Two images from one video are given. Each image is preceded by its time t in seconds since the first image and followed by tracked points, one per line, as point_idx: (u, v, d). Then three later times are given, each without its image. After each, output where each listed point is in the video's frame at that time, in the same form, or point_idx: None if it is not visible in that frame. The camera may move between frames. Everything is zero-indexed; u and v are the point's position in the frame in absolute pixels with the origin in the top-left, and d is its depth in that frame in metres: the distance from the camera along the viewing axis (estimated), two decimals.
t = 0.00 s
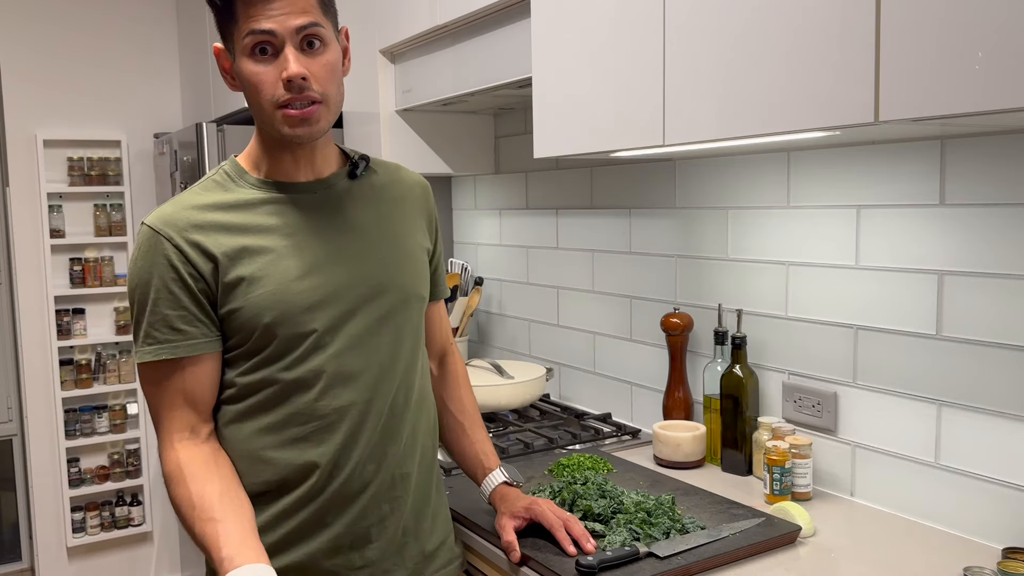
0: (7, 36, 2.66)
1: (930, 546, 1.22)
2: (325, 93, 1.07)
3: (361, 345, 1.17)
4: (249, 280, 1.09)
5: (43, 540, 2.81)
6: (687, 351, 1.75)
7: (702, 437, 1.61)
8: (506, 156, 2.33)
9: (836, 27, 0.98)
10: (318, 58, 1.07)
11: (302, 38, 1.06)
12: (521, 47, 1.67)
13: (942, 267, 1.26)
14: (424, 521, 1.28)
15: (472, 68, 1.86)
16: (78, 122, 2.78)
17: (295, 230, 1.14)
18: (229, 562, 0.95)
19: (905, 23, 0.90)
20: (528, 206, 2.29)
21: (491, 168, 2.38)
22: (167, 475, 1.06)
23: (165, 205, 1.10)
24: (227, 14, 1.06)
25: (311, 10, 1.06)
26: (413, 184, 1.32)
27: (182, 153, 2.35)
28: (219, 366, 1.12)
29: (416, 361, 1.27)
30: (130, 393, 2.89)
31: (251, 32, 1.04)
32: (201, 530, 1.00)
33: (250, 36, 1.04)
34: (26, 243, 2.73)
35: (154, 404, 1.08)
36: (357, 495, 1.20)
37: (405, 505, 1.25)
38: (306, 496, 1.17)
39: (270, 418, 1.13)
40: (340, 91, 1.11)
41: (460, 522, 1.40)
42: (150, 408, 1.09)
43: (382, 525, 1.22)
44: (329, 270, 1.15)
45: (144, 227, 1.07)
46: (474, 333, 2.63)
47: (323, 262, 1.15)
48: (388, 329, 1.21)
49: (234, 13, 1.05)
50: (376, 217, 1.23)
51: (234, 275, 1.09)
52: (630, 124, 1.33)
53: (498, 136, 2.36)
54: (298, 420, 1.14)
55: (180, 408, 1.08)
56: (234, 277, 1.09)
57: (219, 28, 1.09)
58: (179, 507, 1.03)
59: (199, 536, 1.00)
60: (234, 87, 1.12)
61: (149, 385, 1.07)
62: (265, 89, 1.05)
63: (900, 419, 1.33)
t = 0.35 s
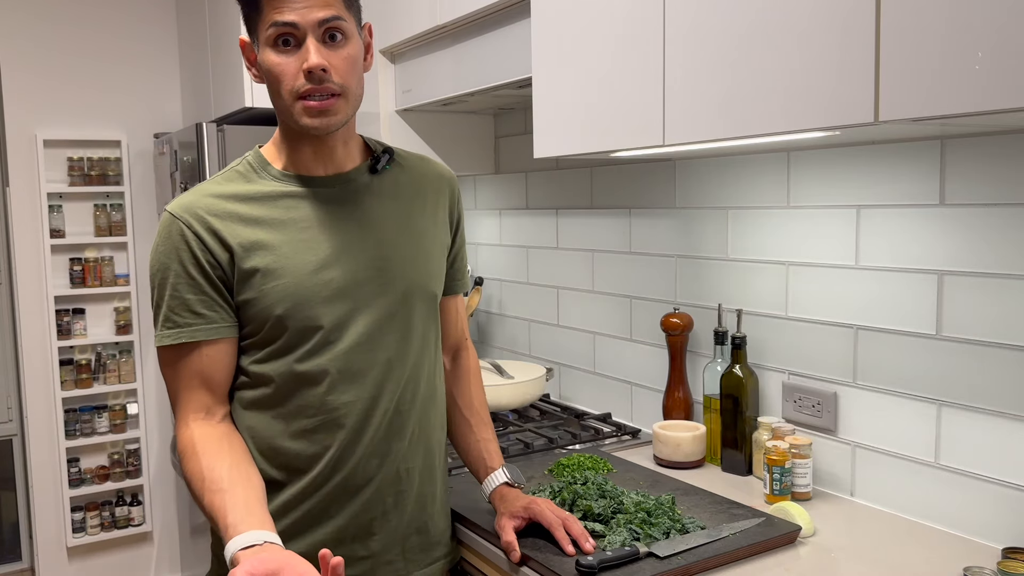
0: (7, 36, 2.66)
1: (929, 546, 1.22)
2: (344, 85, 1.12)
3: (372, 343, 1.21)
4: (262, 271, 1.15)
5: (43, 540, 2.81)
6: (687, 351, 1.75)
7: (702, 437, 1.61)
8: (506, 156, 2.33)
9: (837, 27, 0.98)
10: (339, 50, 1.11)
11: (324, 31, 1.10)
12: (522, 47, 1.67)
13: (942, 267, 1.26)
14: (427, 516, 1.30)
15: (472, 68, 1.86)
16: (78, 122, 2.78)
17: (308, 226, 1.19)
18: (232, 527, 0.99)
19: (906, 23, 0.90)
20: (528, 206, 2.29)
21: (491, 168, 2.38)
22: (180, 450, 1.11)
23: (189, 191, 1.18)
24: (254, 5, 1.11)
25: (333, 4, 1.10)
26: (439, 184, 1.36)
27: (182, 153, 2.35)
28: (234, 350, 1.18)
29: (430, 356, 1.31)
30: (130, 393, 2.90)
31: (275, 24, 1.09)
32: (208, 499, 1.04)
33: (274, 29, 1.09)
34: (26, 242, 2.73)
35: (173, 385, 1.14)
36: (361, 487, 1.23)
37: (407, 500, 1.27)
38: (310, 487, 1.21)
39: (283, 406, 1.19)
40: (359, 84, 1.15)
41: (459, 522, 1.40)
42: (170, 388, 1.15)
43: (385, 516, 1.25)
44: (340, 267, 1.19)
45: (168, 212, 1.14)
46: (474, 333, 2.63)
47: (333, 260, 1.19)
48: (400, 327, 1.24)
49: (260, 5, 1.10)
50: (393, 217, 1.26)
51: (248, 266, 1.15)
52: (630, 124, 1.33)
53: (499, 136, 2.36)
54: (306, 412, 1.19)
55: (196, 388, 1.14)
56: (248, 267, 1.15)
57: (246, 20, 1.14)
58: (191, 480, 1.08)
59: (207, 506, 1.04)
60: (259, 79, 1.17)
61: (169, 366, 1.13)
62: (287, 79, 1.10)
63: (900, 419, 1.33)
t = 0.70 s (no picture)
0: (7, 36, 2.66)
1: (929, 546, 1.22)
2: (392, 100, 1.22)
3: (361, 338, 1.26)
4: (264, 258, 1.20)
5: (43, 540, 2.81)
6: (687, 351, 1.75)
7: (702, 437, 1.61)
8: (506, 156, 2.33)
9: (837, 27, 0.98)
10: (394, 70, 1.22)
11: (385, 47, 1.21)
12: (521, 46, 1.67)
13: (942, 267, 1.26)
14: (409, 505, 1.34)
15: (472, 68, 1.86)
16: (78, 122, 2.78)
17: (311, 219, 1.24)
18: (228, 498, 1.05)
19: (905, 23, 0.90)
20: (528, 206, 2.29)
21: (491, 168, 2.38)
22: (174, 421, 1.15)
23: (201, 173, 1.23)
24: (324, 7, 1.18)
25: (395, 28, 1.22)
26: (440, 196, 1.41)
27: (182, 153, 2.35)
28: (231, 332, 1.22)
29: (425, 350, 1.35)
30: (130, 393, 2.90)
31: (344, 30, 1.17)
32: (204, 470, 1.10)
33: (344, 33, 1.17)
34: (26, 242, 2.73)
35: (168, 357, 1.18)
36: (346, 474, 1.28)
37: (394, 489, 1.32)
38: (294, 471, 1.25)
39: (275, 390, 1.23)
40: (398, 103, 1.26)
41: (459, 522, 1.40)
42: (164, 360, 1.19)
43: (368, 501, 1.30)
44: (335, 262, 1.24)
45: (179, 191, 1.19)
46: (474, 333, 2.63)
47: (329, 254, 1.23)
48: (390, 323, 1.28)
49: (331, 8, 1.17)
50: (390, 220, 1.30)
51: (252, 252, 1.20)
52: (630, 123, 1.33)
53: (499, 136, 2.36)
54: (294, 398, 1.23)
55: (192, 363, 1.18)
56: (253, 253, 1.20)
57: (306, 17, 1.20)
58: (185, 450, 1.13)
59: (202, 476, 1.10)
60: (303, 71, 1.22)
61: (168, 339, 1.17)
62: (345, 82, 1.18)
63: (901, 419, 1.33)
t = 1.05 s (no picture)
0: (7, 36, 2.66)
1: (929, 546, 1.22)
2: (395, 109, 1.23)
3: (355, 338, 1.26)
4: (262, 256, 1.20)
5: (43, 540, 2.80)
6: (687, 351, 1.75)
7: (702, 437, 1.61)
8: (506, 156, 2.33)
9: (837, 26, 0.98)
10: (398, 79, 1.23)
11: (390, 57, 1.21)
12: (521, 46, 1.67)
13: (942, 267, 1.26)
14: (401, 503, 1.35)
15: (472, 68, 1.86)
16: (77, 122, 2.78)
17: (308, 219, 1.24)
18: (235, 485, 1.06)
19: (905, 23, 0.90)
20: (528, 206, 2.29)
21: (491, 168, 2.38)
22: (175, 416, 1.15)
23: (203, 173, 1.23)
24: (333, 14, 1.18)
25: (401, 39, 1.23)
26: (438, 202, 1.42)
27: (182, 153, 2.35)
28: (230, 330, 1.22)
29: (417, 350, 1.35)
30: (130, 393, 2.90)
31: (353, 37, 1.17)
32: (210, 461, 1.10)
33: (351, 41, 1.17)
34: (26, 242, 2.73)
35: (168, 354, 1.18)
36: (339, 471, 1.28)
37: (387, 486, 1.32)
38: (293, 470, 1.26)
39: (270, 388, 1.24)
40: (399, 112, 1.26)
41: (458, 522, 1.39)
42: (164, 356, 1.19)
43: (363, 498, 1.30)
44: (330, 261, 1.24)
45: (181, 189, 1.19)
46: (474, 333, 2.63)
47: (325, 255, 1.23)
48: (385, 324, 1.29)
49: (340, 15, 1.18)
50: (386, 221, 1.31)
51: (249, 250, 1.20)
52: (631, 124, 1.33)
53: (499, 136, 2.36)
54: (288, 396, 1.24)
55: (192, 358, 1.18)
56: (251, 251, 1.20)
57: (315, 22, 1.20)
58: (189, 444, 1.13)
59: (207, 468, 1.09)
60: (308, 75, 1.22)
61: (168, 335, 1.17)
62: (351, 89, 1.18)
63: (901, 419, 1.33)
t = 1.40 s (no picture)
0: (7, 36, 2.66)
1: (928, 546, 1.22)
2: (395, 109, 1.22)
3: (353, 338, 1.26)
4: (262, 253, 1.20)
5: (43, 540, 2.81)
6: (687, 351, 1.75)
7: (702, 437, 1.61)
8: (506, 156, 2.33)
9: (837, 26, 0.98)
10: (398, 80, 1.23)
11: (392, 59, 1.21)
12: (521, 47, 1.67)
13: (942, 267, 1.26)
14: (399, 503, 1.35)
15: (472, 68, 1.86)
16: (77, 122, 2.78)
17: (310, 216, 1.24)
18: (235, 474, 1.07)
19: (904, 22, 0.90)
20: (528, 206, 2.29)
21: (491, 168, 2.38)
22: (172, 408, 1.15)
23: (208, 168, 1.24)
24: (335, 16, 1.19)
25: (402, 39, 1.23)
26: (441, 209, 1.43)
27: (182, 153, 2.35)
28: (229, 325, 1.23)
29: (414, 350, 1.36)
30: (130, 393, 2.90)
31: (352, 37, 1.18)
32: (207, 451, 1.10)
33: (351, 41, 1.17)
34: (26, 242, 2.73)
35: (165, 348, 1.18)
36: (337, 470, 1.28)
37: (387, 485, 1.32)
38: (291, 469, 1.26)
39: (267, 385, 1.24)
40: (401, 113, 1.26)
41: (458, 522, 1.40)
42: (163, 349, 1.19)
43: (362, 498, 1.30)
44: (330, 260, 1.24)
45: (186, 184, 1.20)
46: (474, 333, 2.63)
47: (325, 253, 1.23)
48: (383, 324, 1.29)
49: (341, 16, 1.18)
50: (386, 223, 1.31)
51: (252, 245, 1.20)
52: (631, 124, 1.33)
53: (499, 136, 2.36)
54: (285, 394, 1.24)
55: (190, 350, 1.17)
56: (252, 247, 1.20)
57: (318, 24, 1.21)
58: (186, 434, 1.13)
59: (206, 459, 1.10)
60: (312, 76, 1.23)
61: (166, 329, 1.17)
62: (351, 89, 1.18)
63: (901, 419, 1.33)
